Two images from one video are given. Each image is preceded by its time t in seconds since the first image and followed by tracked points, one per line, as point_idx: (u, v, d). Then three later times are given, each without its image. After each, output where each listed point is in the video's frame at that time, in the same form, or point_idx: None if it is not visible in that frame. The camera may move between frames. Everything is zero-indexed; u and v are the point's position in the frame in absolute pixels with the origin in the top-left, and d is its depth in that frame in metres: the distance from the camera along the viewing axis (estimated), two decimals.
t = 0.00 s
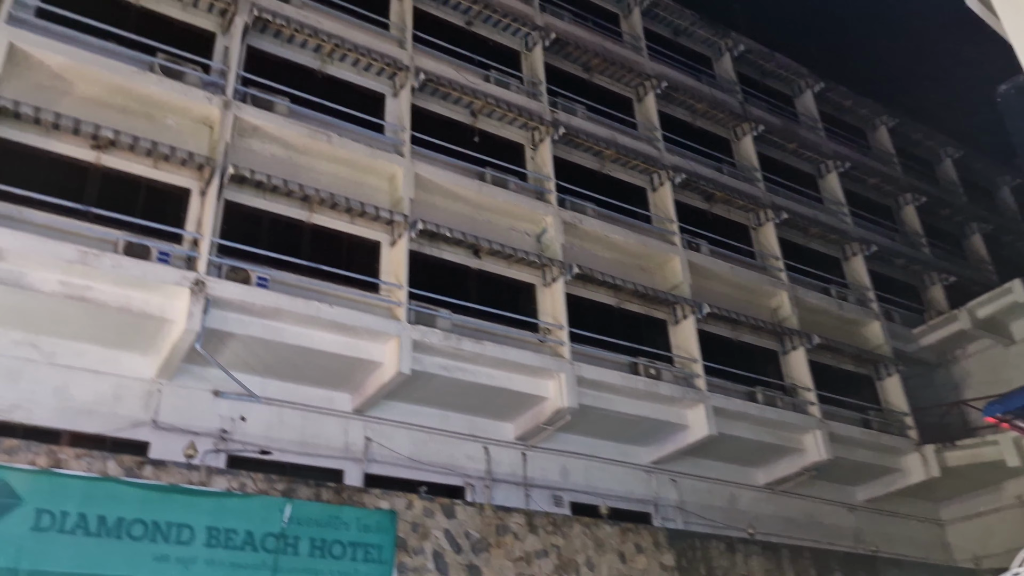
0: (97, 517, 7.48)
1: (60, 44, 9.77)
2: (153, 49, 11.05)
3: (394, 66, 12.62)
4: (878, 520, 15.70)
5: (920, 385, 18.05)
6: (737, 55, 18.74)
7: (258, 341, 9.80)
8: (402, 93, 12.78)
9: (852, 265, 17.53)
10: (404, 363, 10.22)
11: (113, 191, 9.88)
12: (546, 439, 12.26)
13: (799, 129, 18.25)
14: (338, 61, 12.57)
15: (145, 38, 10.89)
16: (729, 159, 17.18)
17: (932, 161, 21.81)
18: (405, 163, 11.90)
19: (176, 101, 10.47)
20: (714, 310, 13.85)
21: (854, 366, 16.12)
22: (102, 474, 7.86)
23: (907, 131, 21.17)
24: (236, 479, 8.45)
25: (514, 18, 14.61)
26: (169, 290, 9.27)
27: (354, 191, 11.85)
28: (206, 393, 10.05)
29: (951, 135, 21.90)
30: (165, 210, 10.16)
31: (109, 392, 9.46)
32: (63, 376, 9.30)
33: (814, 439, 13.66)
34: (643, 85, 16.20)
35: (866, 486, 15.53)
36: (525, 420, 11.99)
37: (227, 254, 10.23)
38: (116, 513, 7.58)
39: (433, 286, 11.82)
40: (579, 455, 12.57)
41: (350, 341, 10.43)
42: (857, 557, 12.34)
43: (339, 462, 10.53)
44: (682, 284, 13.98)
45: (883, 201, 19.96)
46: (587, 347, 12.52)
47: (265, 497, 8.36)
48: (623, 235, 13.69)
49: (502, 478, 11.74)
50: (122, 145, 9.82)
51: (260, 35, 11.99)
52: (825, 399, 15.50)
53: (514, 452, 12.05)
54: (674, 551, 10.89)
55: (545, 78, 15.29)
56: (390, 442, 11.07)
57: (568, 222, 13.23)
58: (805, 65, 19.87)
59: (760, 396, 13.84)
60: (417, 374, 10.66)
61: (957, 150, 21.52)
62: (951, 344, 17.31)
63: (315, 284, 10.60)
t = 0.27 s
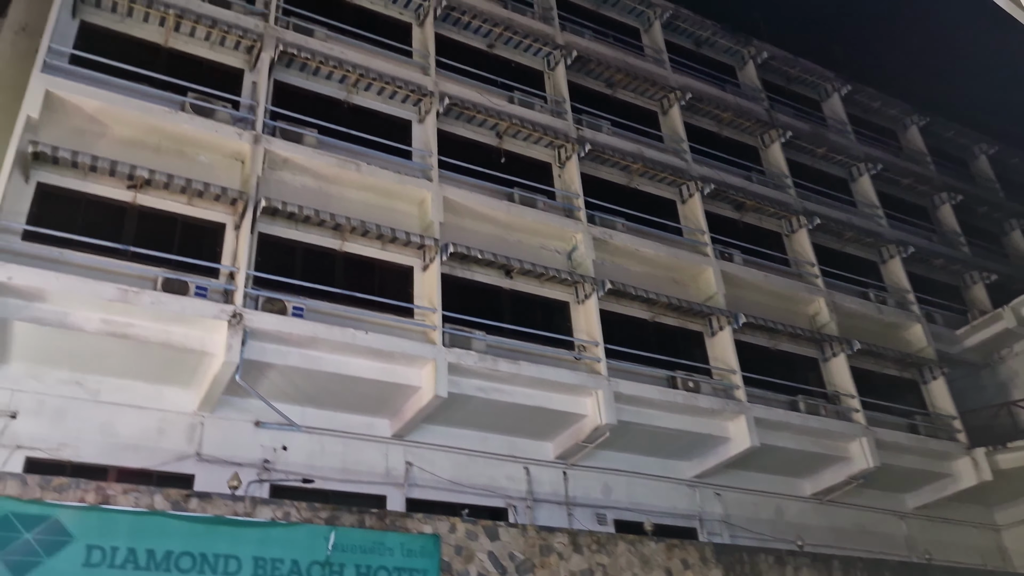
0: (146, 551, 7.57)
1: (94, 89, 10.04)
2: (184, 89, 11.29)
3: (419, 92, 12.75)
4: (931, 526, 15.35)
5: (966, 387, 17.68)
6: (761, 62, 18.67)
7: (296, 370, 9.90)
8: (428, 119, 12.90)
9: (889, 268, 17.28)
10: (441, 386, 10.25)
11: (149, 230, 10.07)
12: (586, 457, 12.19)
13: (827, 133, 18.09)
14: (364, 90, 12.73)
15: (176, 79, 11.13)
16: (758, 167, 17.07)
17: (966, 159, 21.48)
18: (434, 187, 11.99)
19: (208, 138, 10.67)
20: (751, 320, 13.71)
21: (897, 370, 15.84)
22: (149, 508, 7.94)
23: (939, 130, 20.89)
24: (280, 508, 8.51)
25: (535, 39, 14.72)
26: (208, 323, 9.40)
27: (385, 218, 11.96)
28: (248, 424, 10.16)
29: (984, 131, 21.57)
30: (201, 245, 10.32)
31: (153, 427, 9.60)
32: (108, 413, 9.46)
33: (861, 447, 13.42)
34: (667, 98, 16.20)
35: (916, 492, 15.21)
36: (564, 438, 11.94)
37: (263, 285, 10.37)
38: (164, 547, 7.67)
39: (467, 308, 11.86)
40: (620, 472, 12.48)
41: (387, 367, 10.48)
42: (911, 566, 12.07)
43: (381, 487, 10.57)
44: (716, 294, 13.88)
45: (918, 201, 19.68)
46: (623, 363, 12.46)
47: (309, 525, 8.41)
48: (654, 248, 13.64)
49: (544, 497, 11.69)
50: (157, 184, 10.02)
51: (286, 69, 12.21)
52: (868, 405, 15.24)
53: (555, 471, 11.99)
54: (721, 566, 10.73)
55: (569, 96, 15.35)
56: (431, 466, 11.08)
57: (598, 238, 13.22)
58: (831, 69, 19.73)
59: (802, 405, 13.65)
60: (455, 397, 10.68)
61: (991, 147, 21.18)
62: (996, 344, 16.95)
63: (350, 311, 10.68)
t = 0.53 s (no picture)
0: (191, 571, 7.64)
1: (122, 118, 10.22)
2: (209, 113, 11.44)
3: (440, 104, 12.79)
4: (980, 519, 15.03)
5: (1009, 375, 17.32)
6: (783, 56, 18.51)
7: (331, 386, 9.96)
8: (451, 130, 12.95)
9: (923, 258, 17.01)
10: (475, 396, 10.25)
11: (181, 253, 10.20)
12: (624, 461, 12.11)
13: (853, 124, 17.88)
14: (386, 105, 12.81)
15: (201, 103, 11.29)
16: (785, 162, 16.90)
17: (998, 143, 21.10)
18: (459, 198, 12.02)
19: (235, 160, 10.80)
20: (785, 316, 13.56)
21: (937, 361, 15.57)
22: (192, 528, 8.00)
23: (968, 115, 20.55)
24: (320, 524, 8.54)
25: (553, 45, 14.73)
26: (242, 343, 9.49)
27: (412, 230, 12.01)
28: (285, 441, 10.22)
29: (1015, 114, 21.19)
30: (232, 266, 10.43)
31: (193, 448, 9.70)
32: (148, 436, 9.58)
33: (903, 440, 13.20)
34: (689, 97, 16.11)
35: (962, 485, 14.91)
36: (601, 443, 11.88)
37: (294, 303, 10.45)
38: (208, 566, 7.73)
39: (497, 317, 11.86)
40: (659, 475, 12.38)
41: (420, 379, 10.50)
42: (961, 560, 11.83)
43: (420, 499, 10.58)
44: (748, 292, 13.75)
45: (950, 188, 19.36)
46: (657, 365, 12.38)
47: (350, 540, 8.44)
48: (683, 248, 13.55)
49: (583, 503, 11.63)
50: (186, 208, 10.16)
51: (308, 88, 12.33)
52: (909, 398, 14.98)
53: (593, 477, 11.93)
54: (766, 566, 10.60)
55: (590, 100, 15.32)
56: (468, 476, 11.08)
57: (626, 241, 13.17)
58: (854, 59, 19.51)
59: (841, 400, 13.45)
60: (489, 406, 10.67)
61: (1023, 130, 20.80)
62: None
63: (381, 325, 10.73)
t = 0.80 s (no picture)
0: None
1: (140, 130, 10.32)
2: (226, 122, 11.52)
3: (454, 106, 12.80)
4: (1013, 508, 14.83)
5: None
6: (798, 46, 18.36)
7: (354, 390, 10.00)
8: (466, 131, 12.95)
9: (947, 245, 16.82)
10: (498, 396, 10.24)
11: (202, 262, 10.28)
12: (649, 458, 12.06)
13: (872, 112, 17.70)
14: (400, 109, 12.84)
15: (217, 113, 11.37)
16: (803, 152, 16.77)
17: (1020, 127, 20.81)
18: (476, 199, 12.03)
19: (252, 168, 10.87)
20: (808, 308, 13.44)
21: (964, 348, 15.38)
22: (221, 534, 8.08)
23: (988, 99, 20.29)
24: (348, 527, 8.57)
25: (566, 43, 14.70)
26: (265, 350, 9.55)
27: (430, 233, 12.03)
28: (311, 446, 10.27)
29: None
30: (253, 273, 10.49)
31: (219, 456, 9.77)
32: (175, 444, 9.67)
33: (932, 430, 13.05)
34: (704, 90, 16.03)
35: (994, 473, 14.72)
36: (625, 440, 11.83)
37: (315, 309, 10.50)
38: (238, 572, 7.77)
39: (517, 317, 11.85)
40: (685, 471, 12.32)
41: (443, 381, 10.51)
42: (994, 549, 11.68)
43: (446, 501, 10.59)
44: (770, 284, 13.66)
45: (972, 174, 19.12)
46: (679, 361, 12.32)
47: (377, 543, 8.46)
48: (702, 243, 13.48)
49: (609, 501, 11.60)
50: (206, 217, 10.24)
51: (322, 95, 12.38)
52: (937, 387, 14.81)
53: (619, 474, 11.89)
54: (796, 561, 10.52)
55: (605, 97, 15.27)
56: (493, 477, 11.08)
57: (644, 237, 13.12)
58: (870, 47, 19.32)
59: (867, 391, 13.32)
60: (512, 406, 10.67)
61: None
62: None
63: (402, 328, 10.75)
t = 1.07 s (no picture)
0: None
1: (148, 133, 10.36)
2: (233, 125, 11.55)
3: (461, 104, 12.78)
4: None
5: None
6: (806, 39, 18.27)
7: (364, 390, 10.02)
8: (473, 130, 12.95)
9: (959, 237, 16.70)
10: (508, 395, 10.24)
11: (212, 264, 10.31)
12: (661, 454, 12.03)
13: (881, 104, 17.60)
14: (407, 109, 12.85)
15: (225, 116, 11.40)
16: (812, 146, 16.69)
17: None
18: (484, 197, 12.03)
19: (260, 170, 10.90)
20: (819, 302, 13.38)
21: (977, 341, 15.28)
22: (234, 535, 8.12)
23: (999, 90, 20.13)
24: (360, 527, 8.59)
25: (572, 40, 14.68)
26: (275, 351, 9.57)
27: (438, 231, 12.03)
28: (322, 446, 10.29)
29: None
30: (263, 274, 10.52)
31: (232, 457, 9.81)
32: (188, 446, 9.71)
33: (946, 423, 12.96)
34: (711, 85, 15.97)
35: (1009, 466, 14.61)
36: (636, 437, 11.81)
37: (325, 309, 10.52)
38: (251, 573, 7.80)
39: (527, 315, 11.84)
40: (697, 467, 12.29)
41: (453, 380, 10.52)
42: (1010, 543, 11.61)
43: (458, 500, 10.60)
44: (780, 279, 13.60)
45: (984, 164, 18.99)
46: (689, 356, 12.29)
47: (389, 542, 8.47)
48: (711, 238, 13.43)
49: (621, 498, 11.58)
50: (215, 219, 10.27)
51: (330, 95, 12.40)
52: (951, 379, 14.72)
53: (631, 471, 11.86)
54: (810, 556, 10.47)
55: (612, 93, 15.23)
56: (505, 475, 11.07)
57: (653, 232, 13.08)
58: (879, 39, 19.20)
59: (880, 384, 13.24)
60: (522, 404, 10.67)
61: None
62: None
63: (412, 327, 10.77)
